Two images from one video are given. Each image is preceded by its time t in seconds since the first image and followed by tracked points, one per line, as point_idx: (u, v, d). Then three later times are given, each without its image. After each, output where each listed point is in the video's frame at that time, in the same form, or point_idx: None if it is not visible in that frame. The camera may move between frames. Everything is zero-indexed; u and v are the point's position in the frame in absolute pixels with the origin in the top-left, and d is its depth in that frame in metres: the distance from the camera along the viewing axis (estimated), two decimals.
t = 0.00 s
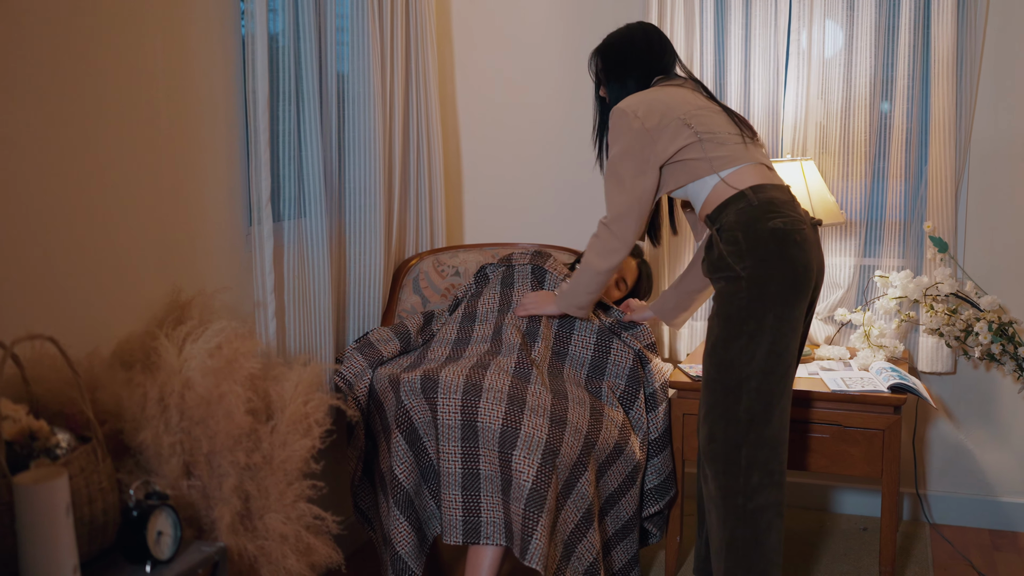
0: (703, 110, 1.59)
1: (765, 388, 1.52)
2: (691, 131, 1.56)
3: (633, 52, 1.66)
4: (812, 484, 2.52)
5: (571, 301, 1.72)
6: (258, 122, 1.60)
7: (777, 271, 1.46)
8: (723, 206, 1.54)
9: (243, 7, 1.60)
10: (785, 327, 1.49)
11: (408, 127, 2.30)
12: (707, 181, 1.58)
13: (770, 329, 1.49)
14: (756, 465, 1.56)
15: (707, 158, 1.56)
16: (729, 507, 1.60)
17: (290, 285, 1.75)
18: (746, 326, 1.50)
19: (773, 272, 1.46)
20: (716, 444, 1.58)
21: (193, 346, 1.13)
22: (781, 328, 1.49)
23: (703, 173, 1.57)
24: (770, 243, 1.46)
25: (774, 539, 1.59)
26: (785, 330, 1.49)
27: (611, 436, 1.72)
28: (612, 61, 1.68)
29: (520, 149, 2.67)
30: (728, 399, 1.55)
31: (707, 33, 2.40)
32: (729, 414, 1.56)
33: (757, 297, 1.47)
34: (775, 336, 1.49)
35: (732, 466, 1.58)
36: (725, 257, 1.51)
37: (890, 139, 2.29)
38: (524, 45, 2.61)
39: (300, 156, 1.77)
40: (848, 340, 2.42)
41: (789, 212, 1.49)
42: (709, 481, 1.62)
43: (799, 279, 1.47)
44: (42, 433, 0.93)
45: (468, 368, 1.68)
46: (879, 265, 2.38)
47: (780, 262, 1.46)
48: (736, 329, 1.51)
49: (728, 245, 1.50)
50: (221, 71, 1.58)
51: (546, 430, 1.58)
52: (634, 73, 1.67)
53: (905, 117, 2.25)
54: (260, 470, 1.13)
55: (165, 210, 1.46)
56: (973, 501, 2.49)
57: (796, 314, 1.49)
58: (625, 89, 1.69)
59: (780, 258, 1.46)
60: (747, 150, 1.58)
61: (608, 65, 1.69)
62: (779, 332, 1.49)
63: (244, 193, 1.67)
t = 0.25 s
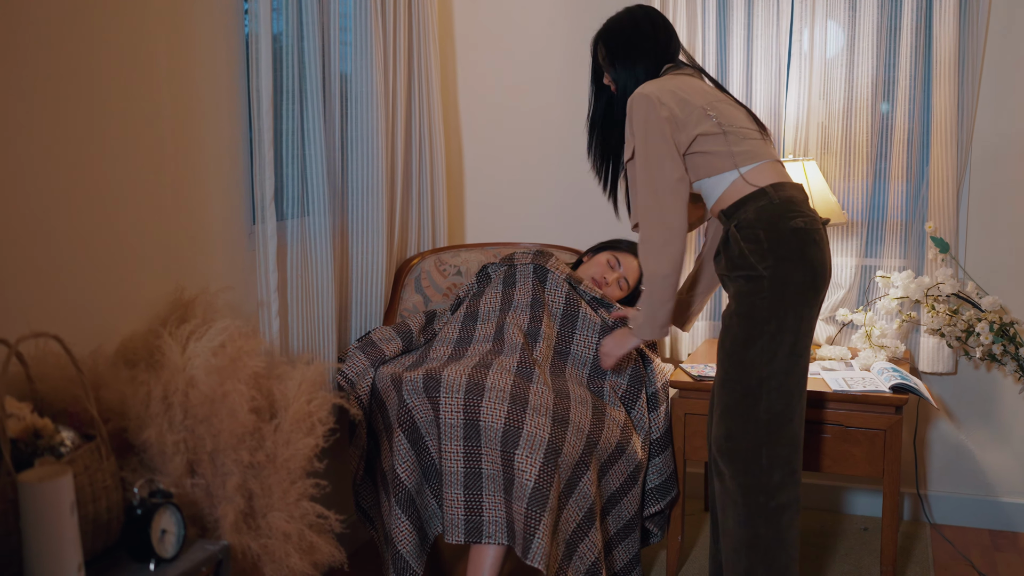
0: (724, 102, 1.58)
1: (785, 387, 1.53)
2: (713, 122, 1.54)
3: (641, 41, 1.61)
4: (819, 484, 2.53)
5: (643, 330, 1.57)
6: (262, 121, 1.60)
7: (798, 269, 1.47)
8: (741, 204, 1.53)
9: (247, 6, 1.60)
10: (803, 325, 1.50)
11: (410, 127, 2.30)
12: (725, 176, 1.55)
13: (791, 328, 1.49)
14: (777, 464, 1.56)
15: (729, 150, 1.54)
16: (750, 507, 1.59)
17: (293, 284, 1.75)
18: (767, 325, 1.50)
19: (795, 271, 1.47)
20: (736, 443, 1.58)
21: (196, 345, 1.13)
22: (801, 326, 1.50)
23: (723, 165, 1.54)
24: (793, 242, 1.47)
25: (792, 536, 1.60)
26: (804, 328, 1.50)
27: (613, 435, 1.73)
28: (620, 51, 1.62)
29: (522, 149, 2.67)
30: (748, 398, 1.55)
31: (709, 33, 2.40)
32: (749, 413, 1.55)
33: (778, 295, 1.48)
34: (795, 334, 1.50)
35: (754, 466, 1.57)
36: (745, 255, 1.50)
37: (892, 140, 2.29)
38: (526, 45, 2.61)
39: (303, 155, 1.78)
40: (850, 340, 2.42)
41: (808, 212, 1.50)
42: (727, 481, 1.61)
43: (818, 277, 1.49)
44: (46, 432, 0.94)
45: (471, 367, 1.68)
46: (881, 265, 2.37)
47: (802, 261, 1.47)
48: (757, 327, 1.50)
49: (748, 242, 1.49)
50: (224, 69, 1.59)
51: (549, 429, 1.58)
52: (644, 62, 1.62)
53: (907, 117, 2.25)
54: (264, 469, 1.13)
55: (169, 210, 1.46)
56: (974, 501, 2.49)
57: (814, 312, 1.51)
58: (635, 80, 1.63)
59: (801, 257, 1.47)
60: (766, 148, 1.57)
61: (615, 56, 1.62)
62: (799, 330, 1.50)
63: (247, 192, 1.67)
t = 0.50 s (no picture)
0: (739, 108, 1.58)
1: (801, 396, 1.55)
2: (731, 130, 1.54)
3: (645, 39, 1.58)
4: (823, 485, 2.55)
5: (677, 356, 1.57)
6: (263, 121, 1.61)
7: (814, 277, 1.48)
8: (755, 212, 1.53)
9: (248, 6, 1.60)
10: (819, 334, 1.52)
11: (410, 128, 2.31)
12: (743, 185, 1.56)
13: (807, 338, 1.52)
14: (792, 470, 1.58)
15: (748, 158, 1.54)
16: (765, 514, 1.62)
17: (294, 284, 1.75)
18: (783, 335, 1.52)
19: (811, 281, 1.48)
20: (752, 452, 1.60)
21: (198, 344, 1.13)
22: (816, 334, 1.52)
23: (743, 172, 1.54)
24: (809, 252, 1.48)
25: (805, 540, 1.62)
26: (820, 336, 1.52)
27: (612, 436, 1.73)
28: (625, 51, 1.58)
29: (521, 150, 2.67)
30: (764, 408, 1.57)
31: (708, 35, 2.40)
32: (766, 422, 1.58)
33: (795, 303, 1.49)
34: (811, 344, 1.52)
35: (770, 473, 1.60)
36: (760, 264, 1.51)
37: (890, 142, 2.30)
38: (526, 46, 2.62)
39: (303, 155, 1.78)
40: (848, 342, 2.43)
41: (823, 219, 1.51)
42: (741, 488, 1.63)
43: (833, 287, 1.51)
44: (48, 431, 0.94)
45: (471, 367, 1.68)
46: (878, 267, 2.38)
47: (818, 271, 1.48)
48: (772, 337, 1.53)
49: (764, 252, 1.50)
50: (225, 69, 1.59)
51: (548, 429, 1.58)
52: (650, 60, 1.59)
53: (906, 120, 2.26)
54: (265, 468, 1.13)
55: (170, 210, 1.47)
56: (971, 503, 2.50)
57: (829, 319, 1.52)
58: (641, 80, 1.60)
59: (817, 265, 1.48)
60: (783, 153, 1.57)
61: (619, 57, 1.59)
62: (814, 340, 1.52)
63: (247, 191, 1.67)
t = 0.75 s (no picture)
0: (746, 118, 1.51)
1: (807, 400, 1.55)
2: (741, 145, 1.48)
3: (645, 52, 1.47)
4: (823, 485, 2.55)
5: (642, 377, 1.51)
6: (265, 120, 1.61)
7: (831, 284, 1.48)
8: (774, 217, 1.52)
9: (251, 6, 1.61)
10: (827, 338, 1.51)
11: (411, 128, 2.31)
12: (755, 200, 1.53)
13: (813, 343, 1.52)
14: (795, 472, 1.60)
15: (759, 173, 1.50)
16: (768, 514, 1.63)
17: (295, 283, 1.75)
18: (791, 338, 1.53)
19: (828, 286, 1.49)
20: (756, 454, 1.62)
21: (200, 343, 1.13)
22: (833, 340, 1.52)
23: (755, 189, 1.51)
24: (827, 256, 1.48)
25: (807, 540, 1.64)
26: (837, 341, 1.52)
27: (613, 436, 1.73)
28: (623, 65, 1.48)
29: (521, 151, 2.68)
30: (768, 411, 1.58)
31: (708, 36, 2.41)
32: (770, 425, 1.59)
33: (811, 310, 1.50)
34: (818, 349, 1.52)
35: (774, 475, 1.61)
36: (778, 270, 1.52)
37: (890, 144, 2.30)
38: (527, 47, 2.62)
39: (305, 155, 1.78)
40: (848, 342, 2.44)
41: (842, 223, 1.51)
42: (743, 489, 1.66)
43: (850, 291, 1.51)
44: (52, 429, 0.94)
45: (472, 367, 1.68)
46: (878, 267, 2.38)
47: (835, 276, 1.48)
48: (786, 341, 1.53)
49: (782, 258, 1.50)
50: (228, 69, 1.59)
51: (550, 429, 1.58)
52: (653, 73, 1.48)
53: (906, 121, 2.27)
54: (267, 468, 1.13)
55: (173, 209, 1.47)
56: (970, 503, 2.50)
57: (847, 325, 1.52)
58: (643, 95, 1.49)
59: (835, 271, 1.48)
60: (793, 160, 1.54)
61: (617, 72, 1.48)
62: (822, 345, 1.52)
63: (249, 190, 1.67)
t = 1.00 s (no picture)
0: (751, 128, 1.50)
1: (809, 402, 1.55)
2: (746, 157, 1.47)
3: (643, 56, 1.46)
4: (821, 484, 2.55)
5: (613, 372, 1.54)
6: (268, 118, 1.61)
7: (843, 290, 1.49)
8: (788, 223, 1.52)
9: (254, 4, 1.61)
10: (830, 341, 1.52)
11: (413, 127, 2.31)
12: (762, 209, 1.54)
13: (816, 345, 1.52)
14: (793, 473, 1.60)
15: (766, 183, 1.50)
16: (762, 513, 1.64)
17: (298, 281, 1.75)
18: (796, 338, 1.53)
19: (840, 292, 1.49)
20: (754, 453, 1.62)
21: (205, 341, 1.13)
22: (844, 345, 1.52)
23: (762, 200, 1.51)
24: (839, 262, 1.48)
25: (802, 540, 1.64)
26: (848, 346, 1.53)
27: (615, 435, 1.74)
28: (622, 69, 1.46)
29: (523, 150, 2.68)
30: (770, 411, 1.58)
31: (710, 35, 2.41)
32: (770, 425, 1.59)
33: (822, 315, 1.50)
34: (821, 351, 1.52)
35: (771, 476, 1.61)
36: (790, 278, 1.52)
37: (892, 143, 2.31)
38: (529, 45, 2.62)
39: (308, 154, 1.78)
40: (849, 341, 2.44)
41: (854, 228, 1.51)
42: (740, 487, 1.66)
43: (862, 297, 1.51)
44: (57, 426, 0.94)
45: (475, 365, 1.68)
46: (880, 266, 2.38)
47: (847, 281, 1.48)
48: (796, 345, 1.53)
49: (794, 266, 1.51)
50: (232, 67, 1.59)
51: (553, 428, 1.58)
52: (652, 76, 1.46)
53: (907, 121, 2.27)
54: (271, 465, 1.13)
55: (177, 207, 1.47)
56: (971, 503, 2.50)
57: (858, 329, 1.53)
58: (643, 99, 1.47)
59: (847, 277, 1.49)
60: (800, 167, 1.53)
61: (617, 76, 1.46)
62: (826, 348, 1.52)
63: (253, 188, 1.67)
